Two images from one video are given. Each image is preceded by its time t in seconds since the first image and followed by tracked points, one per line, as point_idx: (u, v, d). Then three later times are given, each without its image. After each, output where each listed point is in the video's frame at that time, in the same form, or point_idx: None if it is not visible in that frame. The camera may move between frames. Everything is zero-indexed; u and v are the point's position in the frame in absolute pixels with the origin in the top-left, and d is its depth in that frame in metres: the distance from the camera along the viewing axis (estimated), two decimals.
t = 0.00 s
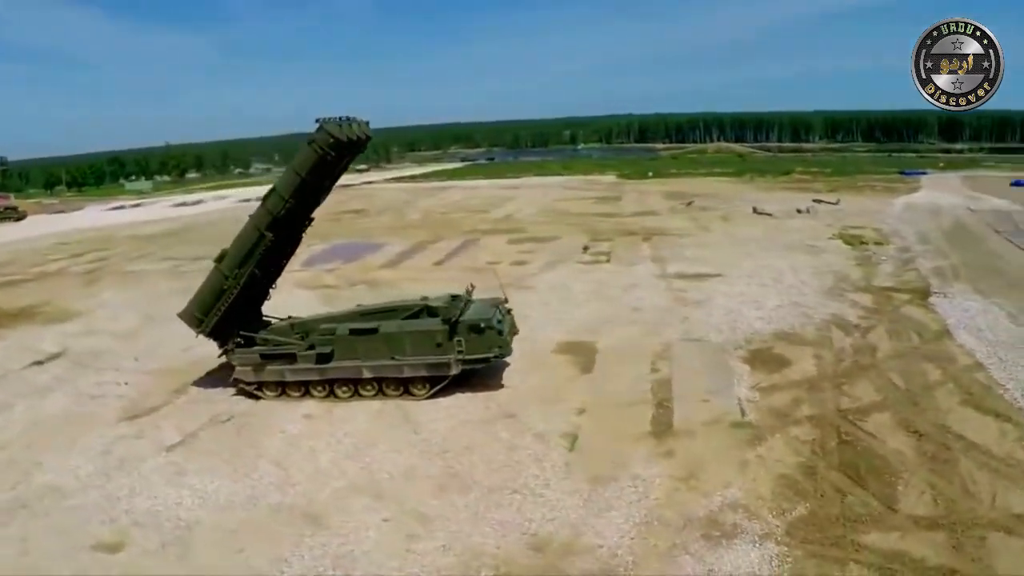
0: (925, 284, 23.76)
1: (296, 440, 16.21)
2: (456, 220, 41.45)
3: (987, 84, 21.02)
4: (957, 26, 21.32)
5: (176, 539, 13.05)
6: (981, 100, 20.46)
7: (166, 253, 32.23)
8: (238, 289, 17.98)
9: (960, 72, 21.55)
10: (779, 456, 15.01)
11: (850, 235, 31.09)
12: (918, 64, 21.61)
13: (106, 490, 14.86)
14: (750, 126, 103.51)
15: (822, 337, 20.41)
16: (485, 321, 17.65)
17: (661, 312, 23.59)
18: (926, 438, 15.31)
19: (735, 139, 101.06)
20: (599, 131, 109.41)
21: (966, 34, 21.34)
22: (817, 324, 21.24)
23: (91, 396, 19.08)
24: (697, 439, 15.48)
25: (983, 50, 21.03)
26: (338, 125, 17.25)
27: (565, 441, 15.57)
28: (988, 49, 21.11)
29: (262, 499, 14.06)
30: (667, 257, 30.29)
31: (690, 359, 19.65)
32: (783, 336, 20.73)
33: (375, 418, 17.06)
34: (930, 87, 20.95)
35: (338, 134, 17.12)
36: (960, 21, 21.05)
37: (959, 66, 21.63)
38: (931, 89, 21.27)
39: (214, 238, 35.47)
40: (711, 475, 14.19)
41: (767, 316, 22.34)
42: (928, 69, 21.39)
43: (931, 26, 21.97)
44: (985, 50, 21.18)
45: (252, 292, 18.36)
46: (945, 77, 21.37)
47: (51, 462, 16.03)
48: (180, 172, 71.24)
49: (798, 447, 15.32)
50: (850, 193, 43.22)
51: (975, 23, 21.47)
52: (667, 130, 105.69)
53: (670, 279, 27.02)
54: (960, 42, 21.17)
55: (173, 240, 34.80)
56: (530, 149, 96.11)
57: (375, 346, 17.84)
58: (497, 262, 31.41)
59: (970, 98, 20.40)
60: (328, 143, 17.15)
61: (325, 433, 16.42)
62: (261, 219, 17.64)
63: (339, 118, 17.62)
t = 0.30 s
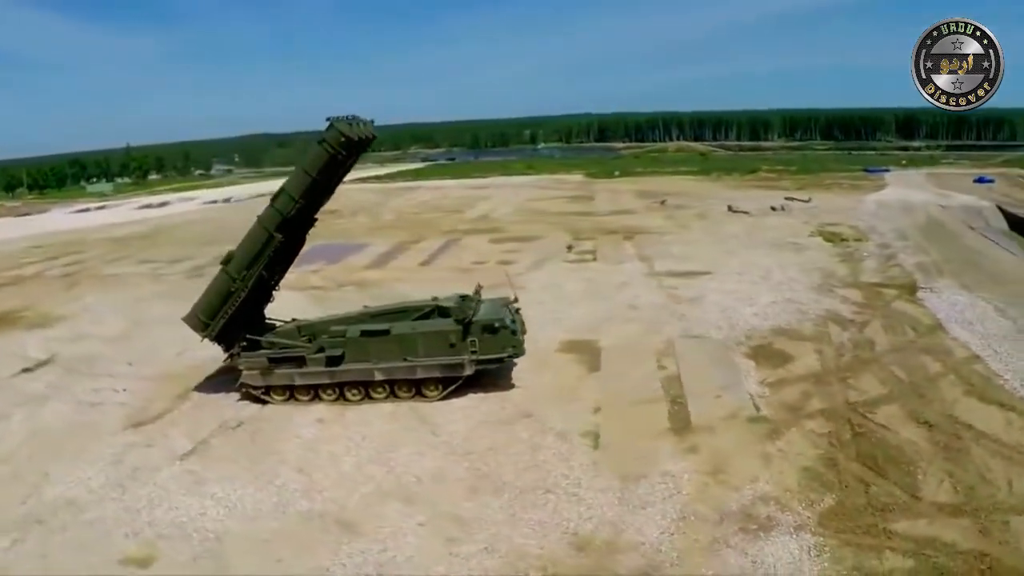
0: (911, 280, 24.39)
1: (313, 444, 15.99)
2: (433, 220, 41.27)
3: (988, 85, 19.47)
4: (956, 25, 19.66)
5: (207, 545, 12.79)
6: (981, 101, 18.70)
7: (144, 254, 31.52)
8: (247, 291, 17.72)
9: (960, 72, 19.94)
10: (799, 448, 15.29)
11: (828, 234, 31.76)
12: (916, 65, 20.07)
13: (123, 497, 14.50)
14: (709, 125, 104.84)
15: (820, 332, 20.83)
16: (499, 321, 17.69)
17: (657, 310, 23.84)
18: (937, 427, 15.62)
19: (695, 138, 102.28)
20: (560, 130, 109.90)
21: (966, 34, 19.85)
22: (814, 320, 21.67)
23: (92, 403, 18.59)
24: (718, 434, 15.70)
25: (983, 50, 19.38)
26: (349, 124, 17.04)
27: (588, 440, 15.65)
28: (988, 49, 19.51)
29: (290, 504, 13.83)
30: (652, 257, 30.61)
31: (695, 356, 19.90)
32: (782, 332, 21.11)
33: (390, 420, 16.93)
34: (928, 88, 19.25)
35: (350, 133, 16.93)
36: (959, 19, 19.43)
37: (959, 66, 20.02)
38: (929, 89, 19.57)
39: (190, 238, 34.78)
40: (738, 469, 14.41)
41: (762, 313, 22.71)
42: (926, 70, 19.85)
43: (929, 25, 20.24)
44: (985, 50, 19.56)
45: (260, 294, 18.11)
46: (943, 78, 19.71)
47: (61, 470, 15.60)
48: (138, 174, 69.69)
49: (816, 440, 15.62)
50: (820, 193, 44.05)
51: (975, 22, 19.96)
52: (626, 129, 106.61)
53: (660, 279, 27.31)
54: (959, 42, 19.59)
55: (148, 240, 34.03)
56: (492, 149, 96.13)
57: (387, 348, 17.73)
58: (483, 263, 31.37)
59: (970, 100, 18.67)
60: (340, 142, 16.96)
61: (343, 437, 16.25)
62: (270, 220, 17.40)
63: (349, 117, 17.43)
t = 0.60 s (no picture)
0: (890, 274, 25.18)
1: (331, 448, 15.76)
2: (404, 219, 41.10)
3: (988, 84, 20.50)
4: (956, 25, 20.65)
5: (242, 550, 12.54)
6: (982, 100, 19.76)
7: (115, 257, 30.68)
8: (253, 293, 17.42)
9: (959, 71, 20.99)
10: (814, 437, 15.67)
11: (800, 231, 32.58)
12: (917, 65, 21.04)
13: (143, 505, 14.10)
14: (659, 123, 106.57)
15: (812, 325, 21.38)
16: (511, 320, 17.71)
17: (648, 307, 24.14)
18: (942, 415, 16.06)
19: (645, 137, 103.77)
20: (512, 130, 110.37)
21: (966, 34, 20.80)
22: (804, 314, 22.22)
23: (88, 411, 18.02)
24: (734, 426, 16.00)
25: (984, 50, 20.41)
26: (359, 122, 16.86)
27: (608, 436, 15.79)
28: (988, 49, 20.53)
29: (320, 509, 13.63)
30: (633, 255, 31.00)
31: (696, 351, 20.23)
32: (775, 326, 21.60)
33: (406, 421, 16.82)
34: (929, 88, 20.29)
35: (360, 131, 16.75)
36: (960, 21, 20.41)
37: (959, 65, 21.05)
38: (930, 89, 20.56)
39: (160, 239, 33.97)
40: (761, 460, 14.71)
41: (753, 308, 23.21)
42: (927, 70, 20.86)
43: (930, 24, 21.18)
44: (985, 50, 20.59)
45: (266, 295, 17.82)
46: (944, 78, 20.75)
47: (70, 480, 15.10)
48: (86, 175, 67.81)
49: (829, 428, 16.03)
50: (783, 192, 45.12)
51: (974, 23, 20.91)
52: (577, 128, 107.64)
53: (645, 276, 27.69)
54: (960, 43, 20.60)
55: (116, 242, 33.13)
56: (446, 148, 96.05)
57: (398, 348, 17.59)
58: (465, 262, 31.36)
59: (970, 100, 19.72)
60: (350, 140, 16.75)
61: (361, 439, 16.09)
62: (278, 221, 17.12)
63: (357, 115, 17.22)
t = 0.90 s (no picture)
0: (863, 269, 26.05)
1: (346, 452, 15.62)
2: (370, 219, 40.82)
3: (988, 84, 21.71)
4: (956, 26, 21.68)
5: (276, 559, 12.39)
6: (981, 99, 20.96)
7: (81, 261, 29.79)
8: (257, 296, 17.20)
9: (960, 71, 22.10)
10: (820, 427, 16.15)
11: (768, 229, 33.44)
12: (918, 64, 22.08)
13: (163, 515, 13.80)
14: (606, 123, 107.89)
15: (798, 319, 21.99)
16: (517, 319, 17.78)
17: (634, 304, 24.49)
18: (938, 402, 16.66)
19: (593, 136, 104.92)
20: (461, 130, 110.41)
21: (966, 35, 21.83)
22: (788, 309, 22.85)
23: (83, 422, 17.49)
24: (743, 419, 16.39)
25: (983, 51, 21.54)
26: (364, 121, 16.74)
27: (622, 432, 16.02)
28: (987, 50, 21.66)
29: (347, 514, 13.50)
30: (608, 254, 31.40)
31: (690, 347, 20.62)
32: (762, 321, 22.15)
33: (416, 423, 16.77)
34: (930, 88, 21.43)
35: (365, 130, 16.62)
36: (960, 22, 21.47)
37: (959, 65, 22.15)
38: (931, 88, 21.65)
39: (124, 242, 33.09)
40: (774, 451, 15.11)
41: (737, 303, 23.75)
42: (929, 69, 21.86)
43: (932, 25, 22.20)
44: (985, 51, 21.74)
45: (268, 298, 17.60)
46: (945, 77, 21.85)
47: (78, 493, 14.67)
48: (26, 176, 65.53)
49: (832, 417, 16.53)
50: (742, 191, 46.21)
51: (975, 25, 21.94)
52: (526, 127, 108.23)
53: (625, 274, 28.10)
54: (960, 43, 21.65)
55: (79, 245, 32.16)
56: (395, 148, 95.60)
57: (404, 350, 17.49)
58: (442, 263, 31.35)
59: (969, 99, 20.89)
60: (355, 139, 16.62)
61: (374, 442, 15.99)
62: (282, 222, 16.92)
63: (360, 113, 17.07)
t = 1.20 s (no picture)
0: (835, 264, 26.88)
1: (361, 455, 15.52)
2: (334, 220, 40.37)
3: (988, 84, 21.81)
4: (957, 25, 21.82)
5: (312, 568, 12.16)
6: (980, 100, 21.17)
7: (44, 268, 28.81)
8: (260, 299, 16.97)
9: (960, 71, 22.23)
10: (822, 417, 16.68)
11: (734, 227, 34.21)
12: (918, 64, 22.22)
13: (184, 526, 13.52)
14: (551, 121, 108.61)
15: (781, 314, 22.61)
16: (522, 318, 17.87)
17: (618, 302, 24.83)
18: (930, 391, 17.37)
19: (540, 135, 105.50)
20: (406, 128, 109.78)
21: (967, 35, 21.96)
22: (770, 304, 23.47)
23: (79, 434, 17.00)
24: (748, 412, 16.82)
25: (984, 51, 21.69)
26: (369, 121, 16.62)
27: (633, 428, 16.28)
28: (987, 49, 21.82)
29: (376, 519, 13.33)
30: (582, 252, 31.72)
31: (682, 343, 21.03)
32: (747, 316, 22.72)
33: (427, 424, 16.75)
34: (929, 88, 21.61)
35: (371, 130, 16.53)
36: (960, 22, 21.60)
37: (960, 65, 22.28)
38: (931, 88, 21.83)
39: (85, 246, 32.09)
40: (784, 442, 15.56)
41: (719, 299, 24.29)
42: (929, 69, 22.03)
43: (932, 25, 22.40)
44: (985, 50, 21.88)
45: (269, 300, 17.38)
46: (945, 77, 22.01)
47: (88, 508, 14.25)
48: None
49: (832, 408, 17.08)
50: (699, 189, 47.09)
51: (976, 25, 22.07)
52: (472, 126, 108.22)
53: (603, 272, 28.44)
54: (960, 43, 21.80)
55: (37, 250, 31.06)
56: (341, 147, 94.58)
57: (410, 351, 17.42)
58: (417, 263, 31.23)
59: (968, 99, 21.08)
60: (361, 139, 16.51)
61: (388, 444, 15.92)
62: (286, 224, 16.72)
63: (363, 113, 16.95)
